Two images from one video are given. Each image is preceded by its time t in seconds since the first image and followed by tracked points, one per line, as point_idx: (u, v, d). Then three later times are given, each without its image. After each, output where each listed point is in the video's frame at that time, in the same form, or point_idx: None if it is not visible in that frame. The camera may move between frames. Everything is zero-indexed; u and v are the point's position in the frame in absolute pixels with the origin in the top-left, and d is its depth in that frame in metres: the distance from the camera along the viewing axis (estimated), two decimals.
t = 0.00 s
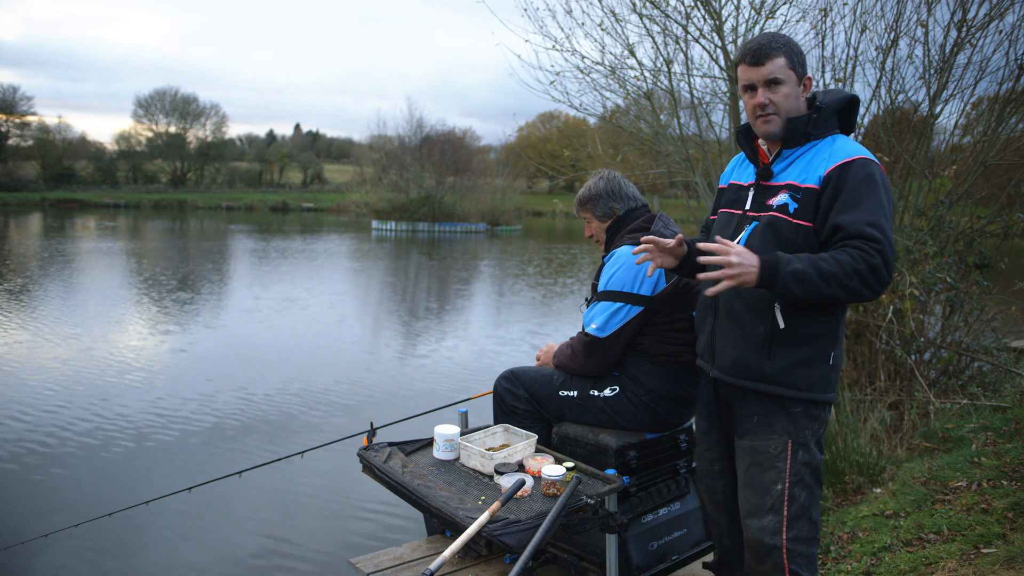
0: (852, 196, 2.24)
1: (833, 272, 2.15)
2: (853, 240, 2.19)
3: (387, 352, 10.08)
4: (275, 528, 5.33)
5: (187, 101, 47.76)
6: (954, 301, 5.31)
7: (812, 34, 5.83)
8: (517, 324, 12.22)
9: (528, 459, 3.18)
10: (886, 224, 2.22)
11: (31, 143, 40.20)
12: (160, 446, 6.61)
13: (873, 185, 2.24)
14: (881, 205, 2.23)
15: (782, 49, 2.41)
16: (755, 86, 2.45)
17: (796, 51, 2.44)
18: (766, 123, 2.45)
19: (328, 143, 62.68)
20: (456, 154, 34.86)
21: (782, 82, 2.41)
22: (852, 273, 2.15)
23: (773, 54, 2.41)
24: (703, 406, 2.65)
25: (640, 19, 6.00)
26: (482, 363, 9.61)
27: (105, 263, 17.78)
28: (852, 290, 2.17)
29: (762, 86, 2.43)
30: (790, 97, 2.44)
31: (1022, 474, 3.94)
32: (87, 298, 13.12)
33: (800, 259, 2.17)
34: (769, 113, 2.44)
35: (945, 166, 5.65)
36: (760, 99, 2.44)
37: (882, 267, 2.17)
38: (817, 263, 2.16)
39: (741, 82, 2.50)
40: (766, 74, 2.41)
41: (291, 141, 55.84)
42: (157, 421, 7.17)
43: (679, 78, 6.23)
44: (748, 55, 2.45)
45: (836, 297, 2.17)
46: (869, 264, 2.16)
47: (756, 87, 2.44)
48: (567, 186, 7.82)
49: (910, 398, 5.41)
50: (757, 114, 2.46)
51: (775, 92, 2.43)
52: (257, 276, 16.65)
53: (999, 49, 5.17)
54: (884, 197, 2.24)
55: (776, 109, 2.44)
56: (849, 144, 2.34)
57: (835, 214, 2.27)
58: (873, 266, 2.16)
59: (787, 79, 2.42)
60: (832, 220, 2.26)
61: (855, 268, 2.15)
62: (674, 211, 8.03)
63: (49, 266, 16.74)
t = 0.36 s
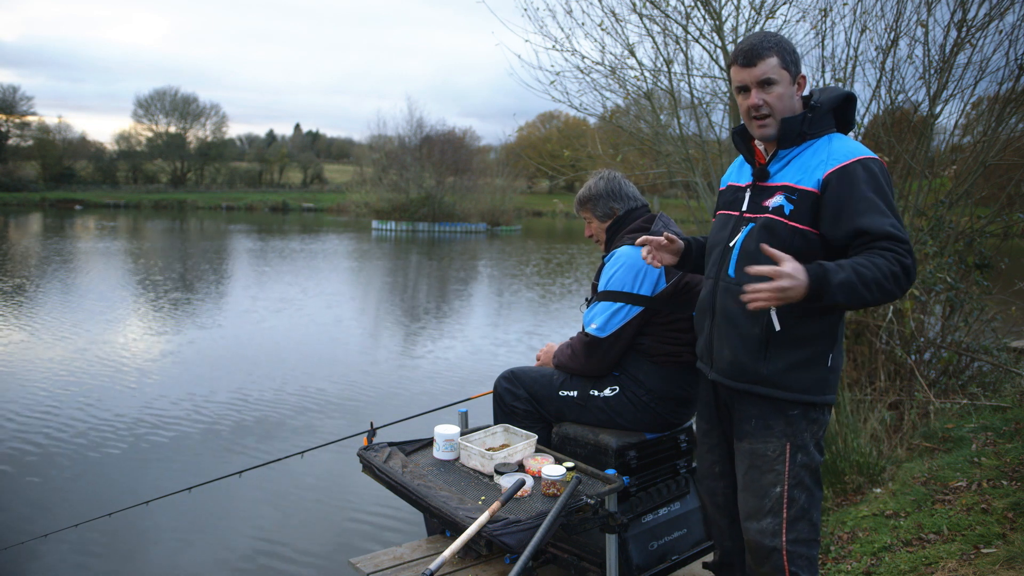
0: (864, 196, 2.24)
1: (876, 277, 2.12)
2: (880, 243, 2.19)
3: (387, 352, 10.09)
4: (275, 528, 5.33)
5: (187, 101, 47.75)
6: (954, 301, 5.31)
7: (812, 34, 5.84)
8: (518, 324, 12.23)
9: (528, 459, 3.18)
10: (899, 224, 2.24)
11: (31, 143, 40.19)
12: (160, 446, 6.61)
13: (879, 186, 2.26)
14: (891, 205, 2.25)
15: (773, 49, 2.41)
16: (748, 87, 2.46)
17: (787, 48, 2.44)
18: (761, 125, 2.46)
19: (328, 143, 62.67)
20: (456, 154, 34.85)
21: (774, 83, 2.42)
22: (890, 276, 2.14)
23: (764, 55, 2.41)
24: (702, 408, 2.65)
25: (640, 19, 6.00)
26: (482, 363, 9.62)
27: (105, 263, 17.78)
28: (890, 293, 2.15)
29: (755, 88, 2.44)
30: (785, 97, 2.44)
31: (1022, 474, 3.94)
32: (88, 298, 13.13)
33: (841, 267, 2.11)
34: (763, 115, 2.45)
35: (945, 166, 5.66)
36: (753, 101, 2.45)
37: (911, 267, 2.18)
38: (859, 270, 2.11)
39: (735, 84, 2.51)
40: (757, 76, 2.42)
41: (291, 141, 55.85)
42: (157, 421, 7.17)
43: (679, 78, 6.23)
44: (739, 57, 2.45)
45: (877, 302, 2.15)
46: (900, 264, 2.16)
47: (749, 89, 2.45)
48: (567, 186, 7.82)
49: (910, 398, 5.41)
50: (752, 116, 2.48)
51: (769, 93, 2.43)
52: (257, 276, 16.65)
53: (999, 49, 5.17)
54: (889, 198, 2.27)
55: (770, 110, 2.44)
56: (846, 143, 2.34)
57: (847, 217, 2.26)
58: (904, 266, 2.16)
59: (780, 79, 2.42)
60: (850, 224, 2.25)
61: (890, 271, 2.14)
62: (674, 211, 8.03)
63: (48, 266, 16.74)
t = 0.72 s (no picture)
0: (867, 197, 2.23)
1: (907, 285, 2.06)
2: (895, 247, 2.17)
3: (387, 352, 10.09)
4: (274, 528, 5.33)
5: (187, 101, 47.77)
6: (954, 301, 5.30)
7: (812, 34, 5.84)
8: (518, 324, 12.23)
9: (528, 459, 3.18)
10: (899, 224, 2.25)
11: (31, 143, 40.17)
12: (160, 446, 6.61)
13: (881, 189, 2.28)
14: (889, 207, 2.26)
15: (778, 47, 2.42)
16: (752, 87, 2.46)
17: (792, 47, 2.45)
18: (765, 124, 2.46)
19: (328, 143, 62.66)
20: (456, 154, 34.85)
21: (779, 82, 2.42)
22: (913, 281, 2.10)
23: (769, 54, 2.42)
24: (699, 411, 2.66)
25: (640, 19, 6.00)
26: (482, 363, 9.63)
27: (106, 263, 17.79)
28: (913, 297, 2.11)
29: (759, 87, 2.44)
30: (789, 97, 2.44)
31: (1022, 474, 3.94)
32: (88, 298, 13.13)
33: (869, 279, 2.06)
34: (767, 114, 2.45)
35: (945, 166, 5.66)
36: (757, 100, 2.45)
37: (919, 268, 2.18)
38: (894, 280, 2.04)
39: (738, 83, 2.51)
40: (761, 74, 2.42)
41: (291, 141, 55.86)
42: (157, 421, 7.17)
43: (679, 78, 6.23)
44: (743, 55, 2.46)
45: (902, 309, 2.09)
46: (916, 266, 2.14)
47: (754, 88, 2.45)
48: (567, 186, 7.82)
49: (910, 398, 5.41)
50: (756, 115, 2.47)
51: (773, 92, 2.43)
52: (257, 276, 16.65)
53: (998, 49, 5.17)
54: (886, 199, 2.29)
55: (775, 110, 2.44)
56: (851, 145, 2.34)
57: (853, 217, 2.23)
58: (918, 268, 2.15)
59: (785, 78, 2.42)
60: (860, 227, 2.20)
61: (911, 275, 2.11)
62: (675, 211, 8.03)
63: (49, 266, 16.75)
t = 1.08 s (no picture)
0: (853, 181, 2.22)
1: (820, 238, 2.01)
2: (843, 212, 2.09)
3: (386, 352, 10.10)
4: (275, 528, 5.33)
5: (187, 101, 47.79)
6: (954, 301, 5.30)
7: (812, 34, 5.84)
8: (517, 324, 12.23)
9: (528, 459, 3.18)
10: (878, 203, 2.14)
11: (31, 143, 40.15)
12: (161, 446, 6.61)
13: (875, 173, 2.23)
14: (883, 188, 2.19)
15: (794, 45, 2.40)
16: (767, 85, 2.45)
17: (807, 46, 2.44)
18: (779, 124, 2.45)
19: (328, 143, 62.66)
20: (456, 154, 34.86)
21: (795, 80, 2.41)
22: (840, 240, 2.02)
23: (785, 52, 2.40)
24: (706, 411, 2.65)
25: (640, 19, 6.00)
26: (481, 363, 9.63)
27: (105, 262, 17.79)
28: (840, 258, 2.02)
29: (774, 85, 2.43)
30: (804, 96, 2.44)
31: (1022, 474, 3.94)
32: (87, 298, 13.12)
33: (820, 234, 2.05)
34: (782, 113, 2.44)
35: (945, 165, 5.66)
36: (773, 99, 2.44)
37: (871, 238, 2.06)
38: (803, 228, 2.02)
39: (752, 81, 2.50)
40: (777, 73, 2.41)
41: (291, 141, 55.88)
42: (157, 421, 7.18)
43: (679, 78, 6.23)
44: (758, 53, 2.44)
45: (819, 266, 2.03)
46: (856, 230, 2.04)
47: (769, 86, 2.45)
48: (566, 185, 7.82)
49: (910, 398, 5.41)
50: (770, 115, 2.46)
51: (789, 91, 2.43)
52: (257, 276, 16.64)
53: (999, 49, 5.17)
54: (890, 187, 2.23)
55: (790, 109, 2.44)
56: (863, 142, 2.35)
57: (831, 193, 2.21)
58: (860, 233, 2.04)
59: (801, 77, 2.42)
60: (823, 196, 2.20)
61: (841, 234, 2.03)
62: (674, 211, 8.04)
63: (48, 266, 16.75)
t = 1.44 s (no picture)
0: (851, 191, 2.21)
1: (843, 305, 2.07)
2: (849, 253, 2.13)
3: (386, 352, 10.10)
4: (274, 528, 5.33)
5: (187, 102, 47.80)
6: (955, 301, 5.29)
7: (812, 34, 5.83)
8: (517, 324, 12.24)
9: (528, 459, 3.18)
10: (878, 220, 2.16)
11: (30, 143, 40.12)
12: (160, 446, 6.61)
13: (872, 178, 2.22)
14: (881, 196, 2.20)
15: (784, 43, 2.42)
16: (758, 82, 2.46)
17: (800, 46, 2.45)
18: (770, 121, 2.46)
19: (328, 143, 62.64)
20: (456, 154, 34.85)
21: (785, 77, 2.42)
22: (861, 292, 2.07)
23: (774, 49, 2.42)
24: (706, 412, 2.66)
25: (640, 19, 6.01)
26: (481, 363, 9.63)
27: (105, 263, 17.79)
28: (866, 308, 2.08)
29: (765, 82, 2.44)
30: (795, 93, 2.44)
31: (1022, 474, 3.94)
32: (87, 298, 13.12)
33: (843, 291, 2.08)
34: (772, 110, 2.45)
35: (945, 166, 5.67)
36: (762, 96, 2.45)
37: (884, 268, 2.09)
38: (822, 311, 2.08)
39: (743, 79, 2.51)
40: (767, 70, 2.42)
41: (291, 141, 55.90)
42: (157, 421, 7.18)
43: (679, 78, 6.23)
44: (749, 51, 2.46)
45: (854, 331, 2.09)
46: (868, 271, 2.09)
47: (759, 84, 2.46)
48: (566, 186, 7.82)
49: (910, 398, 5.40)
50: (761, 111, 2.48)
51: (779, 88, 2.43)
52: (257, 276, 16.64)
53: (999, 49, 5.17)
54: (886, 190, 2.22)
55: (780, 106, 2.44)
56: (850, 141, 2.35)
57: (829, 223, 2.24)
58: (874, 271, 2.08)
59: (791, 74, 2.42)
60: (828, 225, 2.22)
61: (856, 288, 2.08)
62: (674, 211, 8.03)
63: (48, 265, 16.75)
